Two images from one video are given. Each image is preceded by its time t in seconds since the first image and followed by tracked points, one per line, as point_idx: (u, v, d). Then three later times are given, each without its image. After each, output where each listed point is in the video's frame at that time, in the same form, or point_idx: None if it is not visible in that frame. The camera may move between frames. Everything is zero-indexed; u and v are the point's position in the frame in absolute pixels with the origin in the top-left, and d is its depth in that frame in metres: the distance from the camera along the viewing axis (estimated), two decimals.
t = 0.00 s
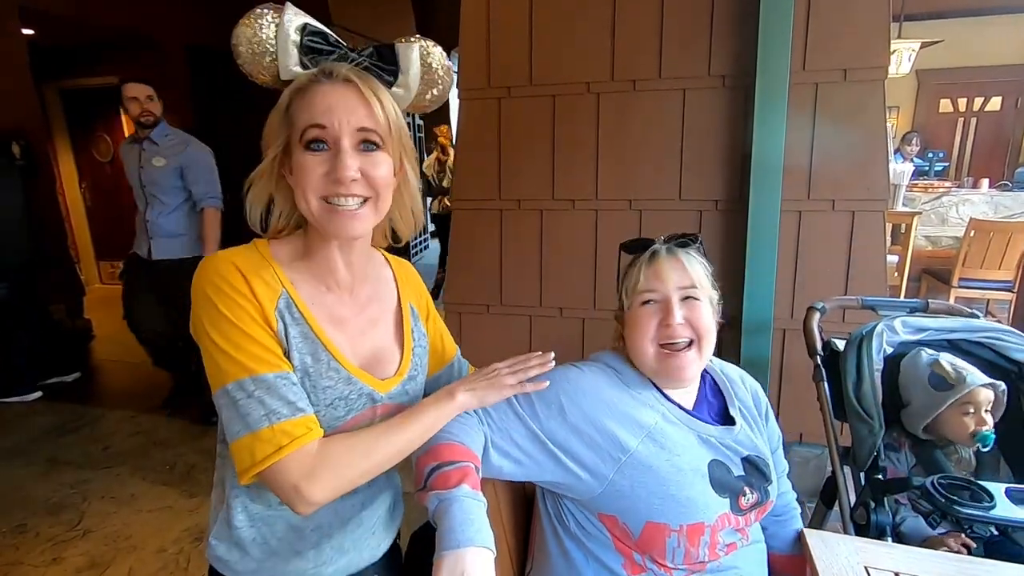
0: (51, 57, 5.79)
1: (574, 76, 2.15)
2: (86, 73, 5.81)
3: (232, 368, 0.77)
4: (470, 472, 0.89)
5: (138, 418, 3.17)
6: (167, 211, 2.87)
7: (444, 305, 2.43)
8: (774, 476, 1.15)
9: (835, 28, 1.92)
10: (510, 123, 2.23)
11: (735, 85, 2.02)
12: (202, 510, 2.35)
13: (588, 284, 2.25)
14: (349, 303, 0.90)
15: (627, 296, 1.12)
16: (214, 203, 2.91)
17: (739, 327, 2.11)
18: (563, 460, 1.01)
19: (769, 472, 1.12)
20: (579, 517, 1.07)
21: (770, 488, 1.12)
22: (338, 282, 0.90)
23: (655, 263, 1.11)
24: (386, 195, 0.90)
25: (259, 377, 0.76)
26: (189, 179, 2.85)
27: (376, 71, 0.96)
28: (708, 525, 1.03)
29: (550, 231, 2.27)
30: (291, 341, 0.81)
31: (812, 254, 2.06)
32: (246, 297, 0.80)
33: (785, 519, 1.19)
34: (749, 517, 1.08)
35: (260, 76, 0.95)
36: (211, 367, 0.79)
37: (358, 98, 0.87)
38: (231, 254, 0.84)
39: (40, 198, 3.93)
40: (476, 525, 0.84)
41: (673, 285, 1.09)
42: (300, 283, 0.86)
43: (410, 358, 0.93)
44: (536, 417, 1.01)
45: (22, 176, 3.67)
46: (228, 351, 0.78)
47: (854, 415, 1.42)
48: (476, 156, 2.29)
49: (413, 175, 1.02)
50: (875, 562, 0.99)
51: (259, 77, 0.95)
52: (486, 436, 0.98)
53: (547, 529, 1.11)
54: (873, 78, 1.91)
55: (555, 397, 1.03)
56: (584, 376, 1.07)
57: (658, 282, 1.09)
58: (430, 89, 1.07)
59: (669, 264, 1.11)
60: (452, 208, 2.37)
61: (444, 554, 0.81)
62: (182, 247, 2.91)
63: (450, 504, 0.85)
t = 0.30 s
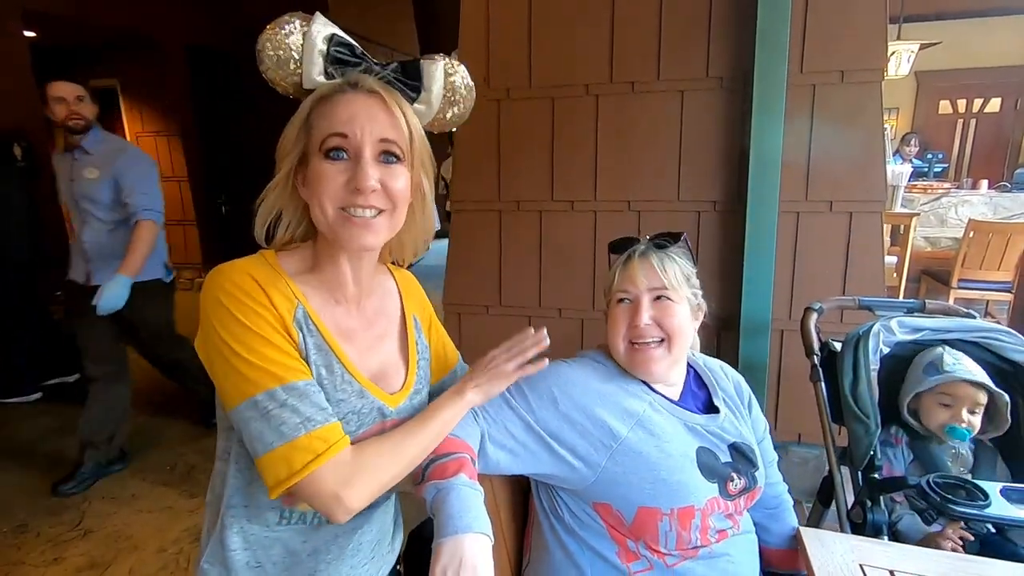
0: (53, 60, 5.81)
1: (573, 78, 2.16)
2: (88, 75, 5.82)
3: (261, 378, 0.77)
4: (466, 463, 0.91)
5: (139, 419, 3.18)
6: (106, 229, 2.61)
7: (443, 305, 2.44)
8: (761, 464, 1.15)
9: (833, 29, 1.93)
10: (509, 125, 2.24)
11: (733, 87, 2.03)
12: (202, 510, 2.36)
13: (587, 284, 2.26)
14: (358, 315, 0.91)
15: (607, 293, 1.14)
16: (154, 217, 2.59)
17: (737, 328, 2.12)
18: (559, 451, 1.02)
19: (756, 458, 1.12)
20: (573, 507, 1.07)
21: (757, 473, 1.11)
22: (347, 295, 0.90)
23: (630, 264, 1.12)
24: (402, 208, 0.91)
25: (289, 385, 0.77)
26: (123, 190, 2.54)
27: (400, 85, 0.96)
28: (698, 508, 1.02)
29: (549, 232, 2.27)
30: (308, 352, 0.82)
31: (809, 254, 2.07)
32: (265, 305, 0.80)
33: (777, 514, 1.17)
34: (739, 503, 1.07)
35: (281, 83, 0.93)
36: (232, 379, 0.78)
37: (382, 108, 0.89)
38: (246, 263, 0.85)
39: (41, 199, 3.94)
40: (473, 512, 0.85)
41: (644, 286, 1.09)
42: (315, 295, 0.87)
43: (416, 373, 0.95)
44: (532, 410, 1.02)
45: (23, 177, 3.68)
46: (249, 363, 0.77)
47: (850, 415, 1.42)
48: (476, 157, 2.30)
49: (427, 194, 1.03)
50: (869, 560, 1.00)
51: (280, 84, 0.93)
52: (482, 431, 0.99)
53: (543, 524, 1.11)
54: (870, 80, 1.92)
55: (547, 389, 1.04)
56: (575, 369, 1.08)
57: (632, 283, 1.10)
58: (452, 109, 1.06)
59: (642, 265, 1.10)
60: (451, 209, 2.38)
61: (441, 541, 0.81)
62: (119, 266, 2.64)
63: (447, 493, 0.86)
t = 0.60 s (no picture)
0: (53, 61, 5.81)
1: (573, 80, 2.17)
2: (88, 76, 5.83)
3: (272, 383, 0.77)
4: (470, 465, 0.92)
5: (138, 420, 3.18)
6: (28, 239, 2.08)
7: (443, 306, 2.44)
8: (758, 464, 1.16)
9: (832, 31, 1.94)
10: (509, 127, 2.25)
11: (733, 89, 2.04)
12: (201, 510, 2.36)
13: (586, 286, 2.27)
14: (362, 323, 0.92)
15: (610, 298, 1.14)
16: (102, 223, 2.20)
17: (735, 329, 2.12)
18: (560, 452, 1.02)
19: (753, 457, 1.13)
20: (573, 507, 1.08)
21: (755, 473, 1.12)
22: (352, 309, 0.91)
23: (634, 269, 1.12)
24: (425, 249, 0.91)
25: (300, 390, 0.77)
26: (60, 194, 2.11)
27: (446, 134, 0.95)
28: (698, 508, 1.03)
29: (549, 234, 2.28)
30: (316, 361, 0.83)
31: (808, 256, 2.08)
32: (275, 311, 0.81)
33: (774, 515, 1.18)
34: (737, 503, 1.08)
35: (332, 102, 0.85)
36: (241, 386, 0.78)
37: (432, 158, 0.86)
38: (252, 270, 0.85)
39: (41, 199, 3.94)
40: (478, 518, 0.85)
41: (651, 292, 1.10)
42: (323, 307, 0.88)
43: (414, 378, 0.96)
44: (533, 411, 1.02)
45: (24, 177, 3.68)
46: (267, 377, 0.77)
47: (849, 415, 1.43)
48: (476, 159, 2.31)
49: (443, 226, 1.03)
50: (867, 560, 1.01)
51: (331, 103, 0.85)
52: (485, 433, 0.99)
53: (543, 523, 1.11)
54: (868, 82, 1.93)
55: (549, 391, 1.05)
56: (573, 372, 1.09)
57: (637, 289, 1.10)
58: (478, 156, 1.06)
59: (648, 271, 1.11)
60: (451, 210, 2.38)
61: (447, 544, 0.82)
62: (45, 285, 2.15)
63: (452, 496, 0.87)
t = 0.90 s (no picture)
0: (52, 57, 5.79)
1: (572, 79, 2.17)
2: (87, 73, 5.81)
3: (266, 388, 0.76)
4: (468, 463, 0.92)
5: (136, 418, 3.17)
6: None
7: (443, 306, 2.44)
8: (756, 463, 1.16)
9: (832, 31, 1.94)
10: (508, 126, 2.24)
11: (732, 88, 2.04)
12: (198, 509, 2.36)
13: (584, 285, 2.27)
14: (355, 321, 0.92)
15: (611, 297, 1.13)
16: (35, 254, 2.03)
17: (734, 329, 2.13)
18: (558, 449, 1.02)
19: (751, 456, 1.13)
20: (572, 505, 1.07)
21: (753, 471, 1.12)
22: (348, 308, 0.90)
23: (634, 268, 1.12)
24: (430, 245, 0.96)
25: (295, 393, 0.77)
26: None
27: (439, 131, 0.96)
28: (697, 506, 1.03)
29: (548, 233, 2.28)
30: (311, 361, 0.83)
31: (806, 256, 2.08)
32: (267, 314, 0.80)
33: (772, 514, 1.18)
34: (735, 502, 1.08)
35: (408, 133, 0.81)
36: (235, 392, 0.77)
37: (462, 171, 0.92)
38: (241, 272, 0.84)
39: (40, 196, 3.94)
40: (476, 516, 0.85)
41: (651, 291, 1.10)
42: (319, 306, 0.87)
43: (410, 373, 0.97)
44: (531, 409, 1.02)
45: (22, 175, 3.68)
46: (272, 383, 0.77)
47: (847, 414, 1.42)
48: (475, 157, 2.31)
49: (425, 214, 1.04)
50: (866, 559, 1.01)
51: (407, 133, 0.81)
52: (483, 431, 0.99)
53: (541, 521, 1.11)
54: (867, 83, 1.94)
55: (547, 389, 1.05)
56: (571, 369, 1.09)
57: (638, 289, 1.10)
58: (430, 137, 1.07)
59: (651, 271, 1.11)
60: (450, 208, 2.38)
61: (446, 540, 0.82)
62: None
63: (450, 494, 0.87)
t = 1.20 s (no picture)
0: (47, 53, 5.76)
1: (570, 78, 2.17)
2: (82, 70, 5.78)
3: (266, 380, 0.76)
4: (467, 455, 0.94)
5: (130, 416, 3.16)
6: None
7: (438, 304, 2.44)
8: (751, 463, 1.16)
9: (828, 34, 1.95)
10: (505, 125, 2.24)
11: (729, 89, 2.05)
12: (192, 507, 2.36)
13: (580, 284, 2.27)
14: (355, 316, 0.91)
15: (608, 296, 1.13)
16: None
17: (729, 329, 2.13)
18: (552, 448, 1.02)
19: (745, 456, 1.13)
20: (566, 505, 1.07)
21: (747, 472, 1.12)
22: (348, 301, 0.90)
23: (631, 267, 1.12)
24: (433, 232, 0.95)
25: (294, 387, 0.76)
26: None
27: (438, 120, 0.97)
28: (691, 506, 1.03)
29: (544, 232, 2.28)
30: (311, 356, 0.82)
31: (801, 257, 2.09)
32: (270, 306, 0.79)
33: (767, 514, 1.18)
34: (730, 502, 1.08)
35: (400, 107, 0.81)
36: (232, 380, 0.76)
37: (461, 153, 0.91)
38: (246, 259, 0.83)
39: (35, 193, 3.92)
40: (478, 487, 0.90)
41: (649, 289, 1.10)
42: (319, 299, 0.86)
43: (408, 370, 0.97)
44: (524, 408, 1.03)
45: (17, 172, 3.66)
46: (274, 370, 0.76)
47: (841, 414, 1.42)
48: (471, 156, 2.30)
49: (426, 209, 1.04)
50: (859, 560, 1.01)
51: (399, 108, 0.81)
52: (478, 428, 0.99)
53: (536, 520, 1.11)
54: (862, 85, 1.94)
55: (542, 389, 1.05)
56: (566, 368, 1.10)
57: (636, 287, 1.10)
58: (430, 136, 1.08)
59: (648, 269, 1.11)
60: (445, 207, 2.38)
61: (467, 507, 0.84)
62: None
63: (455, 477, 0.89)
